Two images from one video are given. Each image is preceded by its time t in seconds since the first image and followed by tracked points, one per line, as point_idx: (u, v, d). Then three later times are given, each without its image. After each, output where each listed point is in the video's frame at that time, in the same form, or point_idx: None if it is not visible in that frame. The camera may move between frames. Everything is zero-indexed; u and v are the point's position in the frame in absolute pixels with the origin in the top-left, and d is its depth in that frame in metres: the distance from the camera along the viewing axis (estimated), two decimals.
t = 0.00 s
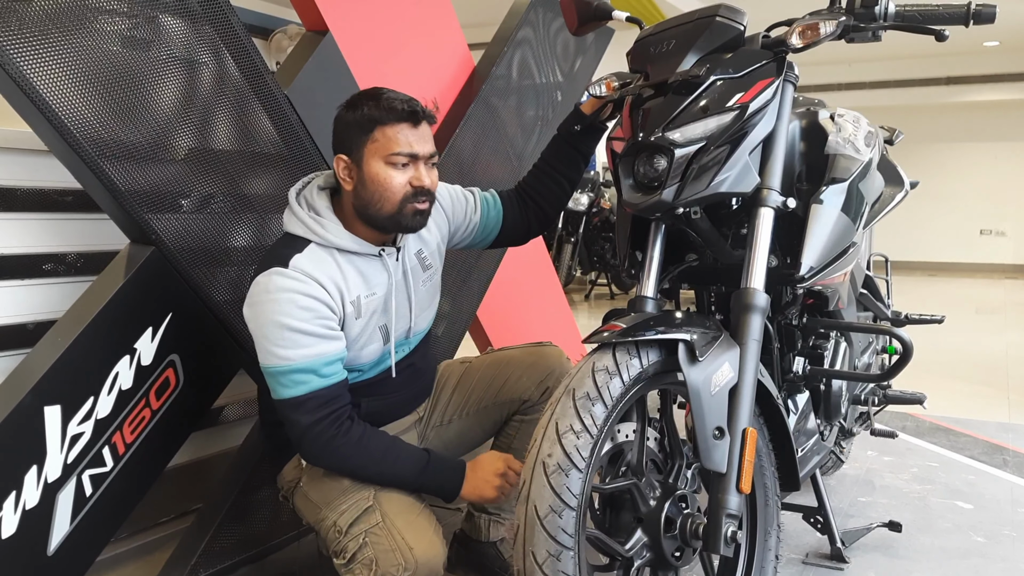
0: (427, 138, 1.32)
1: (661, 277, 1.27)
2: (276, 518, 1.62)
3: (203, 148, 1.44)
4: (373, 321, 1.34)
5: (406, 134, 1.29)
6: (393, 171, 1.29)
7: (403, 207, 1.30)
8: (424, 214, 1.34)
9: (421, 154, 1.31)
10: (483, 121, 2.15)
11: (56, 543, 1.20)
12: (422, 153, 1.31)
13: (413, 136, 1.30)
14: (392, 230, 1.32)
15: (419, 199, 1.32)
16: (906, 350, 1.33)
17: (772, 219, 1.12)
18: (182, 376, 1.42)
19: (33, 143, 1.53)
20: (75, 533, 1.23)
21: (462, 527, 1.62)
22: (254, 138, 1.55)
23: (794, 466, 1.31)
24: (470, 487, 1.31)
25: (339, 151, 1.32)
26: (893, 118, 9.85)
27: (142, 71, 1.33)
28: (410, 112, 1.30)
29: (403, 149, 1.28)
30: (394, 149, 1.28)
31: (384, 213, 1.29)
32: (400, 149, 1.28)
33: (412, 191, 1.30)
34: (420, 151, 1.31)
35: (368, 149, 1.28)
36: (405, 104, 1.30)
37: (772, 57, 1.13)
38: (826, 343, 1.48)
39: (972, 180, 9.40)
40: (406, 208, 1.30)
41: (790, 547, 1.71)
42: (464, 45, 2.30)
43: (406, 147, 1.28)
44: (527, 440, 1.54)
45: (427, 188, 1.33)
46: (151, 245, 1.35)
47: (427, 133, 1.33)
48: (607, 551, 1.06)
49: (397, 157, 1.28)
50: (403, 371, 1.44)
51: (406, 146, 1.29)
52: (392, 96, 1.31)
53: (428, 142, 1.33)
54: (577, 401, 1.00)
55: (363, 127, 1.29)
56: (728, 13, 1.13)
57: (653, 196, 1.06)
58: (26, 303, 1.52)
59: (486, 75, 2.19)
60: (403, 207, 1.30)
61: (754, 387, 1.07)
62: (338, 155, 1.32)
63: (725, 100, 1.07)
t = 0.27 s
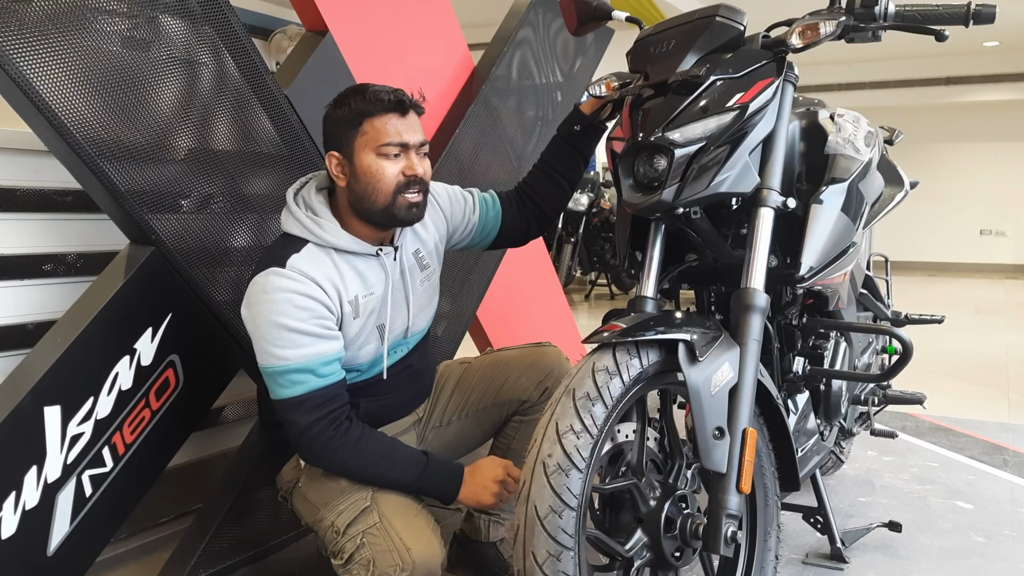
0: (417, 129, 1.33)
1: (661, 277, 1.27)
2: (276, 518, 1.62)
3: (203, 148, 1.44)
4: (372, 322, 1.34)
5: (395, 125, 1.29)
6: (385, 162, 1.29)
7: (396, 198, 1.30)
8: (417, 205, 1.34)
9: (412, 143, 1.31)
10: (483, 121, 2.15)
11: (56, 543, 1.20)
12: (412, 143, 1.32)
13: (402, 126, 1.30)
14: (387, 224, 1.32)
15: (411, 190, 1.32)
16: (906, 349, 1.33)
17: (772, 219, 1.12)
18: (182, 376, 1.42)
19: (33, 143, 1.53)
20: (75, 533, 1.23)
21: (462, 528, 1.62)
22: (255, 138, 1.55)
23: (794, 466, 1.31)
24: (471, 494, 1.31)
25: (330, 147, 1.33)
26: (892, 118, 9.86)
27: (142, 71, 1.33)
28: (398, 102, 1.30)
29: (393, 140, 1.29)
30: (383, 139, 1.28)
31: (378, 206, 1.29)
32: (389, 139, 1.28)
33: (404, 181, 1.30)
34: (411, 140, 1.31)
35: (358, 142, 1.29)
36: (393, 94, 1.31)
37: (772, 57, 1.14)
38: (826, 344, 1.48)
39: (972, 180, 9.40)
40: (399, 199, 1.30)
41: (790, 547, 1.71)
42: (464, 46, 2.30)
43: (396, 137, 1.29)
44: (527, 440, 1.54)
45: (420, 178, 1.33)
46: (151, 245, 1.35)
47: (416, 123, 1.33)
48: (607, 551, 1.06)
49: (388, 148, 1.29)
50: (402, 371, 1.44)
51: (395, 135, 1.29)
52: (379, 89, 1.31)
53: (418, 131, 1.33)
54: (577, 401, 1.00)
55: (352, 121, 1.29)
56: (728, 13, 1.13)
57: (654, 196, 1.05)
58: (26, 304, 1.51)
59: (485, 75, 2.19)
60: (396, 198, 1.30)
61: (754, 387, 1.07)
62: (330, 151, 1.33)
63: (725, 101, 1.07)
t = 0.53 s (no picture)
0: (414, 123, 1.33)
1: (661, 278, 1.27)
2: (276, 519, 1.62)
3: (202, 149, 1.44)
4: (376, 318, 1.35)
5: (391, 118, 1.29)
6: (382, 155, 1.29)
7: (394, 191, 1.30)
8: (416, 200, 1.33)
9: (408, 136, 1.31)
10: (483, 121, 2.15)
11: (56, 544, 1.20)
12: (410, 136, 1.32)
13: (398, 120, 1.30)
14: (386, 219, 1.32)
15: (409, 183, 1.32)
16: (906, 350, 1.33)
17: (772, 220, 1.12)
18: (182, 377, 1.42)
19: (33, 144, 1.53)
20: (75, 534, 1.23)
21: (462, 529, 1.62)
22: (255, 139, 1.55)
23: (794, 466, 1.31)
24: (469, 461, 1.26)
25: (328, 144, 1.32)
26: (892, 119, 9.86)
27: (142, 72, 1.33)
28: (394, 96, 1.30)
29: (390, 133, 1.29)
30: (381, 134, 1.28)
31: (377, 199, 1.29)
32: (386, 133, 1.28)
33: (402, 174, 1.30)
34: (407, 133, 1.31)
35: (355, 137, 1.29)
36: (388, 88, 1.31)
37: (771, 58, 1.13)
38: (826, 345, 1.48)
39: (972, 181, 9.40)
40: (397, 193, 1.30)
41: (790, 548, 1.71)
42: (464, 46, 2.30)
43: (392, 130, 1.29)
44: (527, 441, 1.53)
45: (417, 171, 1.33)
46: (151, 246, 1.35)
47: (412, 116, 1.33)
48: (607, 551, 1.06)
49: (385, 142, 1.29)
50: (403, 372, 1.44)
51: (392, 130, 1.29)
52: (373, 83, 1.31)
53: (415, 126, 1.33)
54: (576, 402, 1.00)
55: (348, 117, 1.29)
56: (728, 14, 1.13)
57: (653, 197, 1.05)
58: (27, 305, 1.52)
59: (485, 75, 2.19)
60: (395, 193, 1.30)
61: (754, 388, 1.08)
62: (328, 148, 1.33)
63: (724, 101, 1.07)
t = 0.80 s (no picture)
0: (388, 114, 1.30)
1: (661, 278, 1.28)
2: (277, 518, 1.63)
3: (203, 149, 1.44)
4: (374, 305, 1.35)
5: (357, 111, 1.28)
6: (352, 148, 1.28)
7: (366, 184, 1.29)
8: (393, 191, 1.31)
9: (378, 129, 1.29)
10: (483, 122, 2.16)
11: (57, 543, 1.20)
12: (379, 129, 1.29)
13: (368, 111, 1.28)
14: (364, 210, 1.31)
15: (382, 175, 1.29)
16: (905, 350, 1.33)
17: (770, 220, 1.12)
18: (183, 377, 1.42)
19: (34, 145, 1.54)
20: (76, 534, 1.23)
21: (463, 527, 1.62)
22: (255, 139, 1.56)
23: (794, 465, 1.31)
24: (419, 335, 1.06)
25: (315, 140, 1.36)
26: (892, 119, 9.87)
27: (143, 73, 1.34)
28: (361, 88, 1.29)
29: (357, 126, 1.28)
30: (350, 127, 1.28)
31: (352, 192, 1.29)
32: (354, 126, 1.27)
33: (371, 168, 1.28)
34: (375, 126, 1.28)
35: (330, 131, 1.30)
36: (357, 81, 1.30)
37: (770, 59, 1.14)
38: (826, 344, 1.48)
39: (971, 181, 9.41)
40: (370, 185, 1.29)
41: (790, 547, 1.72)
42: (464, 47, 2.31)
43: (361, 123, 1.27)
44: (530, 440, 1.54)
45: (391, 164, 1.30)
46: (152, 246, 1.36)
47: (386, 106, 1.30)
48: (606, 551, 1.07)
49: (354, 134, 1.28)
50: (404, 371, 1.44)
51: (360, 122, 1.28)
52: (347, 76, 1.31)
53: (394, 117, 1.31)
54: (575, 402, 1.00)
55: (325, 110, 1.31)
56: (726, 15, 1.14)
57: (652, 197, 1.06)
58: (28, 305, 1.52)
59: (486, 76, 2.19)
60: (367, 184, 1.29)
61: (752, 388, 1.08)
62: (315, 143, 1.36)
63: (722, 102, 1.07)
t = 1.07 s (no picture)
0: (395, 114, 1.30)
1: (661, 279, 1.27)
2: (277, 519, 1.62)
3: (203, 149, 1.44)
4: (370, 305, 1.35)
5: (364, 111, 1.27)
6: (357, 149, 1.28)
7: (372, 184, 1.28)
8: (398, 192, 1.31)
9: (384, 129, 1.28)
10: (483, 122, 2.16)
11: (56, 544, 1.20)
12: (386, 130, 1.29)
13: (375, 112, 1.28)
14: (368, 210, 1.31)
15: (388, 176, 1.29)
16: (906, 350, 1.33)
17: (771, 220, 1.12)
18: (182, 378, 1.42)
19: (34, 145, 1.53)
20: (75, 535, 1.23)
21: (463, 528, 1.62)
22: (255, 139, 1.55)
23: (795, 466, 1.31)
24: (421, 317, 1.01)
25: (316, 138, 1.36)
26: (892, 119, 9.86)
27: (142, 73, 1.34)
28: (369, 88, 1.29)
29: (363, 126, 1.27)
30: (356, 127, 1.27)
31: (355, 192, 1.29)
32: (361, 127, 1.27)
33: (378, 168, 1.28)
34: (381, 126, 1.28)
35: (335, 130, 1.29)
36: (364, 81, 1.30)
37: (770, 58, 1.14)
38: (826, 345, 1.47)
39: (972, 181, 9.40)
40: (376, 186, 1.29)
41: (791, 548, 1.71)
42: (464, 47, 2.30)
43: (367, 124, 1.27)
44: (528, 440, 1.54)
45: (397, 165, 1.30)
46: (151, 246, 1.35)
47: (392, 107, 1.30)
48: (606, 552, 1.07)
49: (361, 135, 1.27)
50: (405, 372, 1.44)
51: (367, 123, 1.27)
52: (353, 76, 1.31)
53: (399, 118, 1.31)
54: (575, 403, 1.00)
55: (330, 109, 1.30)
56: (726, 15, 1.13)
57: (653, 198, 1.06)
58: (27, 305, 1.52)
59: (485, 76, 2.19)
60: (373, 185, 1.29)
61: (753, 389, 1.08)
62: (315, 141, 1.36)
63: (722, 102, 1.07)
